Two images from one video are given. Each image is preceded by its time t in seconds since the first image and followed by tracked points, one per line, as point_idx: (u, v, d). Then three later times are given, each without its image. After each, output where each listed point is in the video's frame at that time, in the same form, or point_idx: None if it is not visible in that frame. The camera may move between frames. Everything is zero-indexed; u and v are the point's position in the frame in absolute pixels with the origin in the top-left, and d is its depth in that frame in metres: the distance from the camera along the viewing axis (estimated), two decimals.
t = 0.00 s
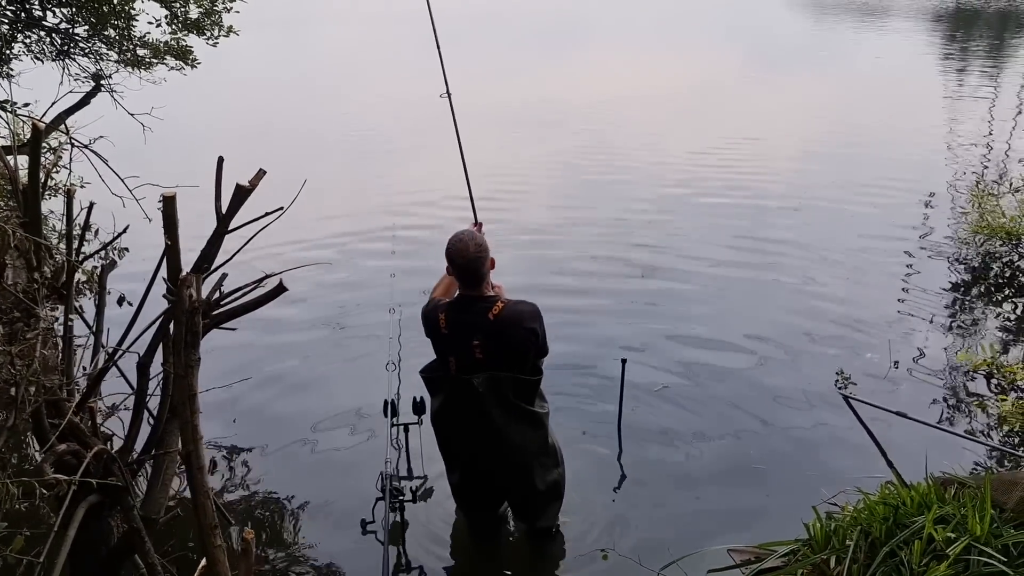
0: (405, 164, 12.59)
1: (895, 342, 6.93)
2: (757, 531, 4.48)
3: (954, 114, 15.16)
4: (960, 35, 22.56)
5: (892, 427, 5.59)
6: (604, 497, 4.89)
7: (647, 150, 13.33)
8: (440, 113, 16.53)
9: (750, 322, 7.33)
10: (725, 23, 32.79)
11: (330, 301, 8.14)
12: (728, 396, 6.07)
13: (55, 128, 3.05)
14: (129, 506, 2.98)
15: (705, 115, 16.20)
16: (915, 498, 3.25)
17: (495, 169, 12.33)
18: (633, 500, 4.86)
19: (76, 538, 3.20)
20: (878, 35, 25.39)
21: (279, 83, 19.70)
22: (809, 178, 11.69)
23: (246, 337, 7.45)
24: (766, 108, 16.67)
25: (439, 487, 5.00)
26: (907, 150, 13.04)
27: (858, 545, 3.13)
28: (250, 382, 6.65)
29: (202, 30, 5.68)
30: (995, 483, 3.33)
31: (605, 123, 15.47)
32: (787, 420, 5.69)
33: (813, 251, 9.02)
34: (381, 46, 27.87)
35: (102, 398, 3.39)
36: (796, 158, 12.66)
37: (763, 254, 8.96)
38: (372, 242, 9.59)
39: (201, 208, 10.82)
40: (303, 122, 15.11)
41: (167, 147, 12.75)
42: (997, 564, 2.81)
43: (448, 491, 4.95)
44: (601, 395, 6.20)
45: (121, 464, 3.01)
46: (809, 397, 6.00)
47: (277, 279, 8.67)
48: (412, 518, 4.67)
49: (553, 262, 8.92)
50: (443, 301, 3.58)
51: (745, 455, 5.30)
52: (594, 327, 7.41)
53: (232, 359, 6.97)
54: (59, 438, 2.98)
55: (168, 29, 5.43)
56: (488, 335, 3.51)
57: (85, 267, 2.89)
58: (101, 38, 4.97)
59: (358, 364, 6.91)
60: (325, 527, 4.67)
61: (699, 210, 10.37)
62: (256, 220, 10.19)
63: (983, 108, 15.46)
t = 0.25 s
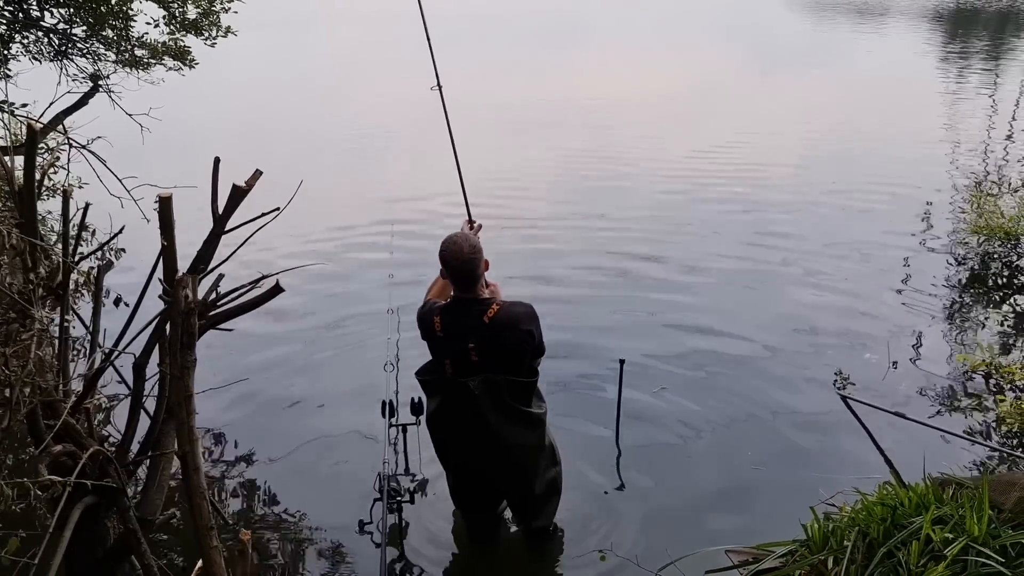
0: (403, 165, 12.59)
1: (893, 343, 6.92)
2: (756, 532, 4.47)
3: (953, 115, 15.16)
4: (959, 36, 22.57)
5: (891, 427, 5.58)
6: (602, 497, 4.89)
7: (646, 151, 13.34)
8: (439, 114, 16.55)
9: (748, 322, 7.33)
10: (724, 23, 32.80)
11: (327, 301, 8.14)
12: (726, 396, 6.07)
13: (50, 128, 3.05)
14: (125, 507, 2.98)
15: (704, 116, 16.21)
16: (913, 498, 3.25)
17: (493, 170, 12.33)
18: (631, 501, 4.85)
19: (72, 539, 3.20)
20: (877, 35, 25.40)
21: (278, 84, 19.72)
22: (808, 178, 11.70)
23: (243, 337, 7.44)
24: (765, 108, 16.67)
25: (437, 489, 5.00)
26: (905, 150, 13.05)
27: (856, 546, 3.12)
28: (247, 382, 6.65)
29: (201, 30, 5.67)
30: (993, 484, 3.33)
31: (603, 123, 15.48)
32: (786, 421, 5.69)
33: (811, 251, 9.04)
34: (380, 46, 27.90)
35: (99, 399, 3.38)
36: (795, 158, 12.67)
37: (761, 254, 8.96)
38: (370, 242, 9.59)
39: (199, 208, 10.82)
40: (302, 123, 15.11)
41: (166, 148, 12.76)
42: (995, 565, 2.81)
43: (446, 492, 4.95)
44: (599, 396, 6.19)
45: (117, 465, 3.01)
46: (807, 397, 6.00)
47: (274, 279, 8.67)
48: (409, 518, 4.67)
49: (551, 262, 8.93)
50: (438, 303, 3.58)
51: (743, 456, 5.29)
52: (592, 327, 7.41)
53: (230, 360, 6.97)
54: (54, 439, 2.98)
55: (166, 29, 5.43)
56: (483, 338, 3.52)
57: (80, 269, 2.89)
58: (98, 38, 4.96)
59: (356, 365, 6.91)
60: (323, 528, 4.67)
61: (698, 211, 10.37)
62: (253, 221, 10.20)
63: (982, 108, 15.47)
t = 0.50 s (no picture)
0: (402, 166, 12.59)
1: (892, 342, 6.92)
2: (755, 532, 4.48)
3: (952, 114, 15.16)
4: (958, 35, 22.58)
5: (889, 427, 5.58)
6: (601, 497, 4.89)
7: (645, 151, 13.34)
8: (438, 114, 16.55)
9: (747, 322, 7.33)
10: (723, 23, 32.80)
11: (326, 302, 8.15)
12: (725, 396, 6.07)
13: (48, 130, 3.05)
14: (121, 508, 2.98)
15: (703, 116, 16.21)
16: (911, 498, 3.25)
17: (492, 171, 12.33)
18: (630, 501, 4.85)
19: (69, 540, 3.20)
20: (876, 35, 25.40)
21: (277, 85, 19.73)
22: (806, 177, 11.70)
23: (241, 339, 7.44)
24: (764, 108, 16.68)
25: (435, 489, 5.00)
26: (904, 150, 13.05)
27: (854, 545, 3.12)
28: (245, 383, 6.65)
29: (199, 31, 5.67)
30: (991, 483, 3.33)
31: (602, 124, 15.48)
32: (784, 421, 5.69)
33: (809, 251, 9.04)
34: (379, 47, 27.91)
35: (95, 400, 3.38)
36: (793, 158, 12.67)
37: (760, 254, 8.96)
38: (369, 243, 9.59)
39: (198, 209, 10.83)
40: (300, 124, 15.11)
41: (164, 149, 12.76)
42: (993, 565, 2.81)
43: (444, 493, 4.95)
44: (597, 396, 6.19)
45: (114, 466, 3.00)
46: (806, 397, 6.00)
47: (272, 280, 8.68)
48: (407, 519, 4.67)
49: (550, 262, 8.93)
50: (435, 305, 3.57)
51: (741, 455, 5.29)
52: (590, 327, 7.41)
53: (228, 361, 6.96)
54: (51, 440, 2.97)
55: (164, 31, 5.42)
56: (479, 340, 3.53)
57: (77, 270, 2.89)
58: (96, 40, 4.95)
59: (354, 366, 6.91)
60: (322, 529, 4.66)
61: (697, 211, 10.38)
62: (252, 222, 10.21)
63: (981, 108, 15.48)
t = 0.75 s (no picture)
0: (400, 167, 12.60)
1: (890, 342, 6.93)
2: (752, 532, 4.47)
3: (951, 114, 15.17)
4: (957, 35, 22.59)
5: (888, 426, 5.58)
6: (599, 498, 4.89)
7: (644, 151, 13.34)
8: (437, 115, 16.55)
9: (745, 322, 7.33)
10: (722, 23, 32.80)
11: (324, 303, 8.15)
12: (724, 396, 6.07)
13: (44, 131, 3.05)
14: (118, 510, 2.97)
15: (701, 116, 16.21)
16: (908, 497, 3.25)
17: (490, 171, 12.33)
18: (628, 501, 4.86)
19: (65, 542, 3.20)
20: (874, 35, 25.42)
21: (275, 86, 19.73)
22: (805, 177, 11.71)
23: (239, 340, 7.44)
24: (762, 108, 16.68)
25: (434, 490, 5.00)
26: (903, 149, 13.05)
27: (851, 544, 3.13)
28: (243, 384, 6.65)
29: (197, 32, 5.67)
30: (987, 482, 3.33)
31: (600, 124, 15.49)
32: (783, 421, 5.69)
33: (807, 251, 9.05)
34: (377, 47, 27.92)
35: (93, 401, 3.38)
36: (792, 158, 12.68)
37: (759, 254, 8.95)
38: (367, 244, 9.60)
39: (196, 210, 10.83)
40: (299, 125, 15.11)
41: (162, 150, 12.76)
42: (990, 563, 2.81)
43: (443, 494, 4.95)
44: (596, 396, 6.19)
45: (111, 468, 3.00)
46: (804, 397, 6.00)
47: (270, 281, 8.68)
48: (406, 519, 4.68)
49: (548, 263, 8.93)
50: (433, 306, 3.57)
51: (740, 455, 5.29)
52: (588, 328, 7.41)
53: (227, 363, 6.97)
54: (48, 441, 2.97)
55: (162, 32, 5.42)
56: (476, 343, 3.52)
57: (74, 271, 2.89)
58: (94, 41, 4.95)
59: (353, 367, 6.91)
60: (320, 530, 4.67)
61: (695, 211, 10.38)
62: (249, 223, 10.21)
63: (979, 107, 15.49)
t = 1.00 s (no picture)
0: (400, 168, 12.61)
1: (890, 341, 6.92)
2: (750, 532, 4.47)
3: (951, 114, 15.17)
4: (957, 35, 22.58)
5: (887, 426, 5.58)
6: (599, 498, 4.89)
7: (644, 151, 13.34)
8: (437, 116, 16.56)
9: (745, 322, 7.32)
10: (722, 23, 32.79)
11: (323, 304, 8.15)
12: (723, 396, 6.07)
13: (42, 132, 3.05)
14: (117, 511, 2.98)
15: (701, 116, 16.21)
16: (907, 497, 3.25)
17: (490, 172, 12.34)
18: (628, 501, 4.85)
19: (64, 543, 3.20)
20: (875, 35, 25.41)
21: (275, 87, 19.74)
22: (804, 177, 11.71)
23: (239, 341, 7.44)
24: (763, 108, 16.68)
25: (434, 492, 5.00)
26: (903, 149, 13.05)
27: (850, 544, 3.12)
28: (243, 386, 6.65)
29: (196, 34, 5.67)
30: (987, 482, 3.32)
31: (600, 124, 15.50)
32: (782, 421, 5.69)
33: (807, 251, 9.05)
34: (378, 48, 27.94)
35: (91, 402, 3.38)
36: (792, 158, 12.68)
37: (759, 254, 8.95)
38: (367, 245, 9.61)
39: (195, 212, 10.84)
40: (299, 126, 15.12)
41: (162, 151, 12.77)
42: (989, 563, 2.80)
43: (443, 494, 4.95)
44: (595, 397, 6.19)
45: (110, 468, 3.01)
46: (804, 396, 6.00)
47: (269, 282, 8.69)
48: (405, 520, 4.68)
49: (548, 263, 8.93)
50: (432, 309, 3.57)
51: (739, 456, 5.29)
52: (587, 328, 7.41)
53: (227, 365, 6.97)
54: (47, 442, 2.98)
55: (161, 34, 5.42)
56: (474, 346, 3.52)
57: (72, 272, 2.89)
58: (93, 43, 4.95)
59: (352, 368, 6.91)
60: (319, 531, 4.67)
61: (695, 211, 10.38)
62: (248, 224, 10.22)
63: (979, 107, 15.48)
